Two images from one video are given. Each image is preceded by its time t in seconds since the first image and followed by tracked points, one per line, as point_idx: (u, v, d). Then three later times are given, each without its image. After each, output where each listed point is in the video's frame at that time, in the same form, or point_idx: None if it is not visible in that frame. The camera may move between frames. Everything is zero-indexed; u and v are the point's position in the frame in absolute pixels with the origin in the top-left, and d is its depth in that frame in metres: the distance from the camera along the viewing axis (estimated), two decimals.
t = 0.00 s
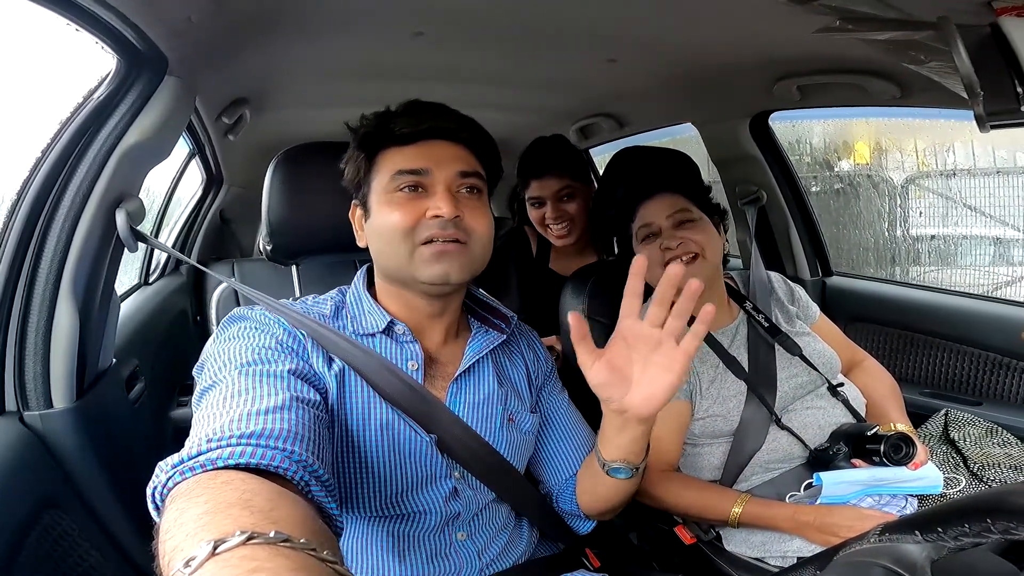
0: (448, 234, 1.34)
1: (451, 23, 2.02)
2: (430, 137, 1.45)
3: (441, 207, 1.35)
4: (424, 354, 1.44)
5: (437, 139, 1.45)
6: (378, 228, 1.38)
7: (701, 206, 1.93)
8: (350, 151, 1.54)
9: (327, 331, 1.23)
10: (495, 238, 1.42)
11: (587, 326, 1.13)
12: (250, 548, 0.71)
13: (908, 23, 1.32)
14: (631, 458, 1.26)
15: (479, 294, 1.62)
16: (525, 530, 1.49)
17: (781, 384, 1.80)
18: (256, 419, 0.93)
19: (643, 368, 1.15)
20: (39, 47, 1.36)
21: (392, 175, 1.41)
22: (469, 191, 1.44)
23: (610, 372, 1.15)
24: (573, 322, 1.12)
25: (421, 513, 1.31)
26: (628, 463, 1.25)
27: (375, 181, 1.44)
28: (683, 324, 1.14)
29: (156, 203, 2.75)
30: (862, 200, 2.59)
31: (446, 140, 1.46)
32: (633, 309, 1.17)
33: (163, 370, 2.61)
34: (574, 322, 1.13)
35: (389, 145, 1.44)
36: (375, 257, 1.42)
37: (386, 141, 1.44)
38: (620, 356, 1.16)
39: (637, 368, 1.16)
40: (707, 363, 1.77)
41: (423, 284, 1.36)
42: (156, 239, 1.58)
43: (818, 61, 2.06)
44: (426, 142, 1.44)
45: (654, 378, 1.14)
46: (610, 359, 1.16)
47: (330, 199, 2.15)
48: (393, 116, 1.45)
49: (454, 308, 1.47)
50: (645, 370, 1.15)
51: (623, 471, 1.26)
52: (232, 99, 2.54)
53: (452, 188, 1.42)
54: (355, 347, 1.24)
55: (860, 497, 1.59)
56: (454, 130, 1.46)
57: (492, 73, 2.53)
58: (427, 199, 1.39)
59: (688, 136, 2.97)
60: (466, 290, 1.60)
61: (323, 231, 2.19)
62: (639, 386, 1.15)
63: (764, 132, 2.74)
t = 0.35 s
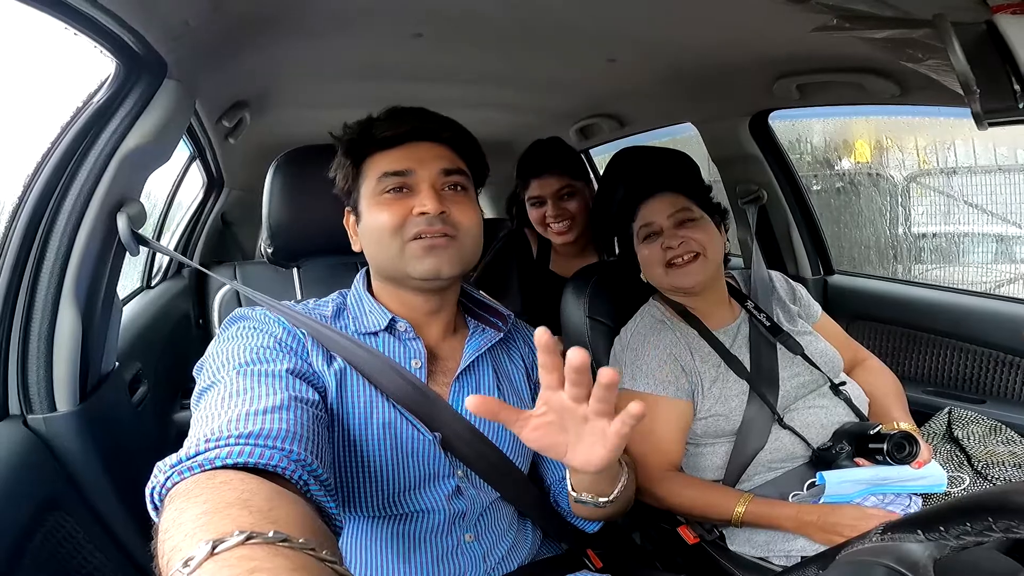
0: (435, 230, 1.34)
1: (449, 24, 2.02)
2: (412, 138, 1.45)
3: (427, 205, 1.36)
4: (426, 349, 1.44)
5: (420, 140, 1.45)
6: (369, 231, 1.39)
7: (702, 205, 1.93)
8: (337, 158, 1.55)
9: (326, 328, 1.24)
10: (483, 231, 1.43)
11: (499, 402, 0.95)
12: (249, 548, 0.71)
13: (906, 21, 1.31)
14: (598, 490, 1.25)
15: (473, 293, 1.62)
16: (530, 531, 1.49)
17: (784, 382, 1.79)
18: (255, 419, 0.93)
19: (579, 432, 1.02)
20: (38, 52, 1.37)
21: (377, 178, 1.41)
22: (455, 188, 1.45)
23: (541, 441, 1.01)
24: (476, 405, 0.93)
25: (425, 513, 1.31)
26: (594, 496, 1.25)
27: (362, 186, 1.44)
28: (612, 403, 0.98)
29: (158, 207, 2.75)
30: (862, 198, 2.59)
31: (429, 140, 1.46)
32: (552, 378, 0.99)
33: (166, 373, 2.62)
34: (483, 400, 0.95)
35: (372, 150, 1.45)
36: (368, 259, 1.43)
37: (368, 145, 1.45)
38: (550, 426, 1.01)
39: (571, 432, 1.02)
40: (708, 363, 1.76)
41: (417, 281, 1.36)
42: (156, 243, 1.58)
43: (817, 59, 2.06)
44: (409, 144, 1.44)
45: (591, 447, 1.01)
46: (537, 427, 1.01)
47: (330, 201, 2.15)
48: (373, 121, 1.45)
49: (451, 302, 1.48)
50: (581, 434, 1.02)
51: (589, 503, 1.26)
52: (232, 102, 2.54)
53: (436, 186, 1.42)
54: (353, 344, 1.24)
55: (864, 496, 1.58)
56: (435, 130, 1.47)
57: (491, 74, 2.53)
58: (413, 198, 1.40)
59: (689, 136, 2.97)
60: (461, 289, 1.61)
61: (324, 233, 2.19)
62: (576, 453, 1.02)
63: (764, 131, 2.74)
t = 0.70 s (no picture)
0: (431, 230, 1.36)
1: (450, 26, 2.03)
2: (403, 143, 1.45)
3: (421, 206, 1.37)
4: (425, 349, 1.44)
5: (412, 144, 1.45)
6: (366, 235, 1.39)
7: (700, 210, 1.94)
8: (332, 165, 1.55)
9: (325, 328, 1.25)
10: (478, 229, 1.44)
11: (481, 409, 0.96)
12: (249, 548, 0.71)
13: (905, 26, 1.32)
14: (595, 494, 1.25)
15: (471, 294, 1.63)
16: (527, 533, 1.49)
17: (781, 385, 1.79)
18: (256, 419, 0.93)
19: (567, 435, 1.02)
20: (39, 52, 1.37)
21: (372, 183, 1.42)
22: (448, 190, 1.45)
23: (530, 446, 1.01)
24: (458, 414, 0.93)
25: (423, 513, 1.31)
26: (590, 500, 1.25)
27: (358, 192, 1.45)
28: (599, 407, 0.97)
29: (156, 208, 2.75)
30: (860, 202, 2.60)
31: (421, 144, 1.46)
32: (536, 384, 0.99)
33: (163, 374, 2.61)
34: (465, 407, 0.95)
35: (365, 155, 1.45)
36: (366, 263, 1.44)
37: (361, 151, 1.45)
38: (536, 431, 1.02)
39: (559, 436, 1.03)
40: (706, 366, 1.77)
41: (416, 282, 1.37)
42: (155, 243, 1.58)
43: (816, 63, 2.07)
44: (401, 148, 1.44)
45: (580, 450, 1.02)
46: (523, 433, 1.01)
47: (330, 202, 2.15)
48: (364, 127, 1.45)
49: (450, 301, 1.49)
50: (569, 438, 1.02)
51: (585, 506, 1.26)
52: (231, 103, 2.54)
53: (430, 188, 1.43)
54: (352, 343, 1.26)
55: (860, 499, 1.58)
56: (426, 134, 1.46)
57: (491, 77, 2.54)
58: (407, 201, 1.40)
59: (687, 140, 2.98)
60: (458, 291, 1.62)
61: (323, 234, 2.19)
62: (566, 456, 1.03)
63: (762, 134, 2.75)
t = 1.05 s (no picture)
0: (387, 235, 1.34)
1: (448, 25, 2.02)
2: (365, 147, 1.44)
3: (376, 211, 1.35)
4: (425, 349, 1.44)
5: (378, 147, 1.44)
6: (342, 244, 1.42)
7: (698, 206, 1.93)
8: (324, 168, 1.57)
9: (324, 327, 1.25)
10: (445, 226, 1.39)
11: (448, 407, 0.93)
12: (249, 548, 0.71)
13: (901, 23, 1.32)
14: (583, 491, 1.22)
15: (472, 291, 1.62)
16: (528, 532, 1.49)
17: (781, 382, 1.79)
18: (256, 419, 0.93)
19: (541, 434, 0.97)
20: (34, 52, 1.36)
21: (345, 189, 1.45)
22: (414, 188, 1.41)
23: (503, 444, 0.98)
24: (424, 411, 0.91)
25: (424, 512, 1.31)
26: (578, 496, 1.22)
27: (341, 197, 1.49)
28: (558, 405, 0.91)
29: (154, 208, 2.75)
30: (859, 198, 2.59)
31: (386, 145, 1.44)
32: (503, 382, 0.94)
33: (163, 374, 2.61)
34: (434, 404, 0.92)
35: (337, 162, 1.47)
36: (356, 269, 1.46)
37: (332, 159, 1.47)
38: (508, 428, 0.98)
39: (530, 435, 0.98)
40: (706, 364, 1.77)
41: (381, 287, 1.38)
42: (153, 243, 1.58)
43: (814, 59, 2.06)
44: (366, 152, 1.44)
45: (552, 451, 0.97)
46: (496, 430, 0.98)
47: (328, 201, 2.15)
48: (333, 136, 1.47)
49: (447, 299, 1.49)
50: (540, 437, 0.97)
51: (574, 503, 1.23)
52: (229, 103, 2.54)
53: (395, 190, 1.41)
54: (351, 342, 1.26)
55: (861, 495, 1.58)
56: (384, 134, 1.44)
57: (489, 75, 2.54)
58: (371, 204, 1.40)
59: (686, 137, 2.97)
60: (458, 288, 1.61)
61: (321, 234, 2.19)
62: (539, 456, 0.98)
63: (761, 131, 2.74)
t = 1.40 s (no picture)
0: (386, 237, 1.34)
1: (451, 25, 2.02)
2: (367, 147, 1.44)
3: (376, 212, 1.35)
4: (426, 350, 1.44)
5: (380, 148, 1.44)
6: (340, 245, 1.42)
7: (699, 207, 1.93)
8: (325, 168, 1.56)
9: (324, 327, 1.25)
10: (445, 228, 1.39)
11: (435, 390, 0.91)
12: (251, 548, 0.71)
13: (903, 24, 1.33)
14: (576, 484, 1.19)
15: (473, 291, 1.62)
16: (528, 533, 1.49)
17: (782, 384, 1.79)
18: (257, 419, 0.93)
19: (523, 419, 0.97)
20: (39, 51, 1.37)
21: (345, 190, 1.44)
22: (416, 189, 1.41)
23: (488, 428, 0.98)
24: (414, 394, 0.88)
25: (424, 513, 1.31)
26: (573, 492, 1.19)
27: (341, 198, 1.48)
28: (532, 387, 0.89)
29: (156, 208, 2.75)
30: (861, 201, 2.59)
31: (386, 146, 1.44)
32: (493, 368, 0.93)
33: (164, 373, 2.62)
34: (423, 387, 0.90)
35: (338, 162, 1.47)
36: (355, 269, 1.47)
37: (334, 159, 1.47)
38: (495, 412, 0.98)
39: (516, 419, 0.97)
40: (707, 365, 1.76)
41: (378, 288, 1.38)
42: (154, 242, 1.58)
43: (817, 61, 2.06)
44: (367, 153, 1.44)
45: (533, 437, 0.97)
46: (481, 415, 0.98)
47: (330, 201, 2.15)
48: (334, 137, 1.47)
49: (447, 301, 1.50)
50: (525, 422, 0.97)
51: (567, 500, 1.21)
52: (232, 103, 2.54)
53: (396, 190, 1.40)
54: (350, 342, 1.25)
55: (861, 497, 1.58)
56: (385, 135, 1.44)
57: (491, 76, 2.54)
58: (371, 205, 1.39)
59: (688, 139, 2.98)
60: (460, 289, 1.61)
61: (323, 234, 2.19)
62: (524, 442, 0.98)
63: (763, 133, 2.74)
